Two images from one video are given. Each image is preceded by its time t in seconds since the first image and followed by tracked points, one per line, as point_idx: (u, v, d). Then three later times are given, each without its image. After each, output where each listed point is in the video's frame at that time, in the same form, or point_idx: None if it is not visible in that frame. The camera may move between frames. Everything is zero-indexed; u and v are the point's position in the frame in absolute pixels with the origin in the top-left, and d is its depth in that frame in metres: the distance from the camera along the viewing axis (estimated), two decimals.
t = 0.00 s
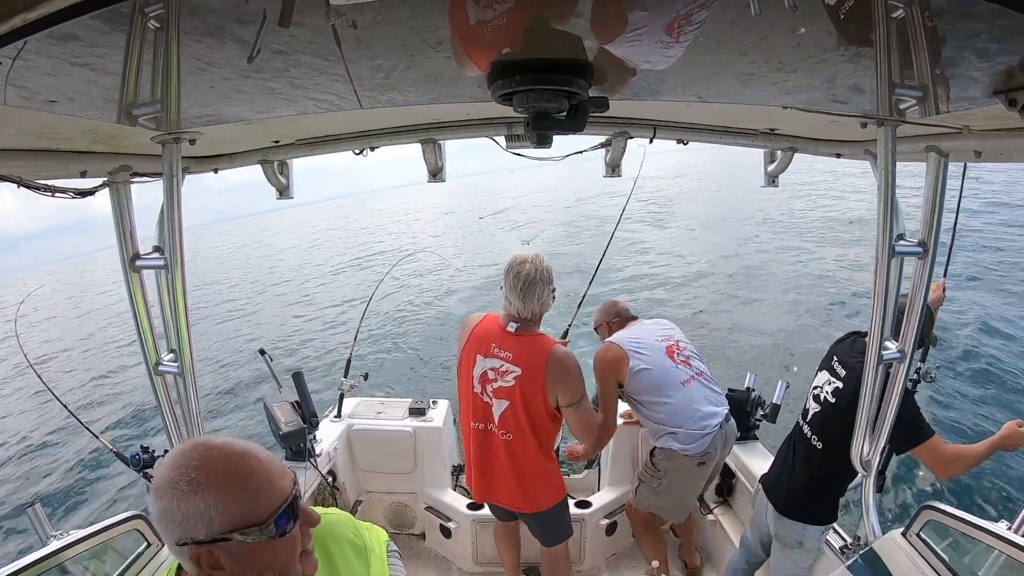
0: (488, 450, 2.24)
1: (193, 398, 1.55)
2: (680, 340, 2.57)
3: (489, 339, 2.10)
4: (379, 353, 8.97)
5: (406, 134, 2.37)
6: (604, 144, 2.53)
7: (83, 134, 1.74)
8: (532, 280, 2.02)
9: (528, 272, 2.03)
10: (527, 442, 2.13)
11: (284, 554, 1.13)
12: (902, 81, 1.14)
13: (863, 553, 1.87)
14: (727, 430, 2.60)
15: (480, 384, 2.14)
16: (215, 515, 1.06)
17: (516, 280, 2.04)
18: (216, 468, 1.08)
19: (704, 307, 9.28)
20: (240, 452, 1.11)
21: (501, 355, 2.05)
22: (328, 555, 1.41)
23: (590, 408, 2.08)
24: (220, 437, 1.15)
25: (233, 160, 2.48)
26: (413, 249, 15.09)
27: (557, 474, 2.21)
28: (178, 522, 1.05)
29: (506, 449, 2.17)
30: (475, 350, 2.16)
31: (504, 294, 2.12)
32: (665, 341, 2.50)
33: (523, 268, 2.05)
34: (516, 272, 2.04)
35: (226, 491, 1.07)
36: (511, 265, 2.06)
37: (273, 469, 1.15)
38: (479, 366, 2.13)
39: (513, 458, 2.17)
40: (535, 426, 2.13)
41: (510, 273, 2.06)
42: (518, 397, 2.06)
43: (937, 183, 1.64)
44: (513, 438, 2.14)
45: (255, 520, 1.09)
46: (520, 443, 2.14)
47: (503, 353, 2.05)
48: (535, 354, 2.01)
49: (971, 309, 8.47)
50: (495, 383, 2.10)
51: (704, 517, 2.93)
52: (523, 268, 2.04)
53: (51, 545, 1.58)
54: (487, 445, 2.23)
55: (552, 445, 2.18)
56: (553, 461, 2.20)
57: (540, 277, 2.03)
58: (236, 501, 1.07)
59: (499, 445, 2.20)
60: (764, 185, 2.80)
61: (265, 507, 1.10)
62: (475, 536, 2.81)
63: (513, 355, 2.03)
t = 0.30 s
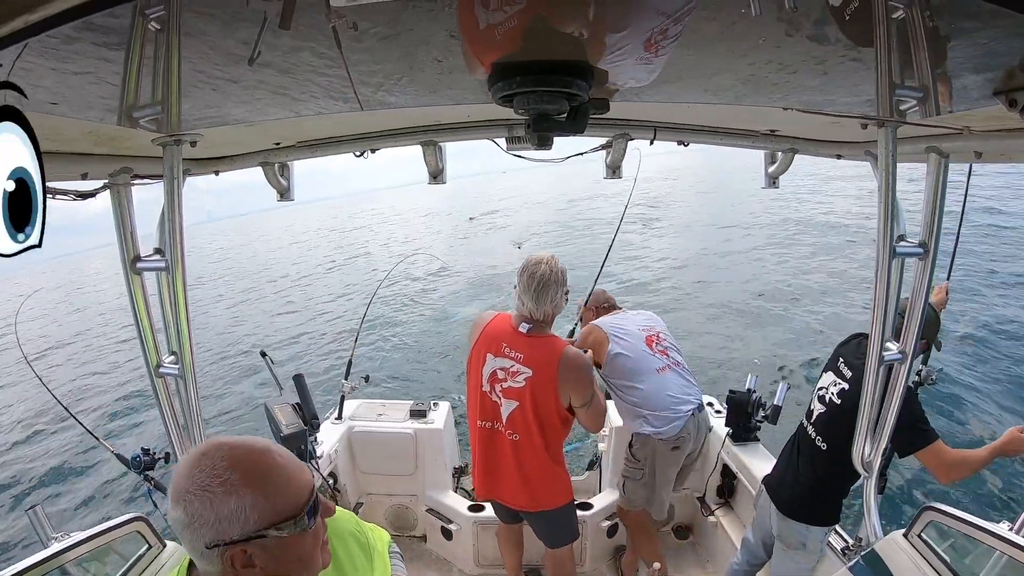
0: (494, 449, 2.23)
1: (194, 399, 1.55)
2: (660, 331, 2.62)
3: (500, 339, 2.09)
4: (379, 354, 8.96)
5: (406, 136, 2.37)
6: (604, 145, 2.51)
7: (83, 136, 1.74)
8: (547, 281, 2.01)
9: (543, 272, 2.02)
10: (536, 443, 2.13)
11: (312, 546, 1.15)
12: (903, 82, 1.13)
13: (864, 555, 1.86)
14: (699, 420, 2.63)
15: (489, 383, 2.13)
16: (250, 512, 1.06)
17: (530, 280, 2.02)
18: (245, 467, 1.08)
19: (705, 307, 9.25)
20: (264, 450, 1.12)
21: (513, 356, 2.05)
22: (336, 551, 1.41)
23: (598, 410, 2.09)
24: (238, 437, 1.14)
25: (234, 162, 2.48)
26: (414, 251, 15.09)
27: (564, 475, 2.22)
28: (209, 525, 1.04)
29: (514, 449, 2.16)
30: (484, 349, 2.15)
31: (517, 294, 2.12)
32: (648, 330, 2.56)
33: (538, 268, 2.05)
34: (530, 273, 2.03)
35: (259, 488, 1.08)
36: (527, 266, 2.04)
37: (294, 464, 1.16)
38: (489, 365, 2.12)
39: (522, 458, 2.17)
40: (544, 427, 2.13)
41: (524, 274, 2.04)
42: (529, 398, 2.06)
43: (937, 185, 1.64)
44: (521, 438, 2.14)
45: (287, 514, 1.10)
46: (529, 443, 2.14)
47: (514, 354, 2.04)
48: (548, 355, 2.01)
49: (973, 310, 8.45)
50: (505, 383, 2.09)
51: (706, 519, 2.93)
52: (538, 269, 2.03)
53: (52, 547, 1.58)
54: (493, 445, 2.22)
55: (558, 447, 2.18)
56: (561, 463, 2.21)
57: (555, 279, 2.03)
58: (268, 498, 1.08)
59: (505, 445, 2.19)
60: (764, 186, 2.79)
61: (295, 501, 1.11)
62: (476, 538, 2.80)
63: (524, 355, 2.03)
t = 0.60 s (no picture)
0: (507, 447, 2.22)
1: (194, 401, 1.55)
2: (651, 329, 2.60)
3: (510, 336, 2.08)
4: (379, 355, 8.96)
5: (405, 137, 2.37)
6: (603, 146, 2.50)
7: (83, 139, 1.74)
8: (554, 278, 2.03)
9: (551, 268, 2.04)
10: (550, 440, 2.12)
11: (310, 541, 1.16)
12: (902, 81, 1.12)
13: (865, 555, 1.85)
14: (674, 422, 2.61)
15: (500, 380, 2.12)
16: (250, 511, 1.06)
17: (538, 277, 2.04)
18: (241, 466, 1.08)
19: (704, 305, 9.23)
20: (259, 447, 1.12)
21: (524, 351, 2.03)
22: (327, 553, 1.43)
23: (611, 401, 2.09)
24: (233, 436, 1.14)
25: (233, 164, 2.47)
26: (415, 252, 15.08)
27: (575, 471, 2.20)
28: (211, 526, 1.04)
29: (526, 447, 2.15)
30: (494, 346, 2.13)
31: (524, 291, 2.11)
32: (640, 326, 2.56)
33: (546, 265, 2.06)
34: (538, 268, 2.05)
35: (257, 487, 1.08)
36: (535, 264, 2.05)
37: (288, 460, 1.17)
38: (500, 362, 2.11)
39: (533, 457, 2.15)
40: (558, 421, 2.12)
41: (532, 270, 2.06)
42: (542, 393, 2.04)
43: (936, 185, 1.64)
44: (534, 436, 2.13)
45: (285, 511, 1.10)
46: (542, 440, 2.12)
47: (526, 349, 2.03)
48: (559, 348, 2.00)
49: (973, 309, 8.45)
50: (516, 380, 2.07)
51: (706, 520, 2.93)
52: (546, 265, 2.05)
53: (51, 550, 1.58)
54: (504, 442, 2.21)
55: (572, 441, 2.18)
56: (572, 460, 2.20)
57: (563, 275, 2.04)
58: (267, 495, 1.08)
59: (518, 442, 2.18)
60: (763, 186, 2.78)
61: (292, 498, 1.12)
62: (477, 540, 2.80)
63: (535, 350, 2.02)
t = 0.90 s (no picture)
0: (518, 452, 2.20)
1: (194, 402, 1.56)
2: (638, 334, 2.57)
3: (518, 338, 2.08)
4: (378, 355, 8.96)
5: (404, 137, 2.37)
6: (602, 146, 2.49)
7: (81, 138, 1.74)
8: (545, 275, 2.04)
9: (544, 267, 2.06)
10: (562, 441, 2.10)
11: (291, 544, 1.15)
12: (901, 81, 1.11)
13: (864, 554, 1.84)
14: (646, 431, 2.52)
15: (509, 384, 2.11)
16: (228, 515, 1.06)
17: (538, 276, 2.06)
18: (216, 469, 1.07)
19: (702, 304, 9.24)
20: (235, 450, 1.11)
21: (532, 351, 2.03)
22: (319, 554, 1.44)
23: (622, 400, 2.06)
24: (215, 440, 1.13)
25: (233, 164, 2.47)
26: (414, 252, 15.08)
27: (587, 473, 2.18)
28: (186, 529, 1.04)
29: (539, 451, 2.12)
30: (502, 349, 2.13)
31: (528, 292, 2.12)
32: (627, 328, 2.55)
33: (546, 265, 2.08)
34: (539, 268, 2.06)
35: (233, 490, 1.07)
36: (535, 264, 2.07)
37: (269, 462, 1.15)
38: (508, 365, 2.10)
39: (546, 460, 2.13)
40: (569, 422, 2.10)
41: (534, 270, 2.08)
42: (553, 394, 2.03)
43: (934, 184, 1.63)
44: (546, 439, 2.10)
45: (264, 515, 1.09)
46: (554, 443, 2.10)
47: (534, 349, 2.03)
48: (569, 347, 1.99)
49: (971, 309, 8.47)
50: (526, 382, 2.06)
51: (705, 519, 2.93)
52: (544, 265, 2.07)
53: (50, 551, 1.57)
54: (516, 447, 2.19)
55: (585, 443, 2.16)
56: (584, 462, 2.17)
57: (557, 270, 2.05)
58: (243, 498, 1.07)
59: (530, 446, 2.16)
60: (762, 186, 2.78)
61: (270, 500, 1.11)
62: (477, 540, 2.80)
63: (544, 350, 2.01)
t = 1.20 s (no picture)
0: (520, 454, 2.18)
1: (192, 400, 1.56)
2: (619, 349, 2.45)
3: (514, 338, 2.06)
4: (377, 353, 8.96)
5: (403, 136, 2.37)
6: (602, 146, 2.47)
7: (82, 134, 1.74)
8: (538, 275, 2.06)
9: (538, 268, 2.07)
10: (561, 442, 2.07)
11: (295, 548, 1.14)
12: (901, 84, 1.11)
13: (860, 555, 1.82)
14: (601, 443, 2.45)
15: (507, 384, 2.09)
16: (230, 518, 1.05)
17: (534, 277, 2.06)
18: (220, 471, 1.07)
19: (701, 304, 9.23)
20: (238, 452, 1.11)
21: (528, 350, 2.00)
22: (321, 554, 1.44)
23: (620, 402, 1.99)
24: (217, 441, 1.13)
25: (233, 162, 2.47)
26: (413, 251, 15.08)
27: (589, 474, 2.15)
28: (189, 531, 1.03)
29: (538, 451, 2.10)
30: (500, 350, 2.11)
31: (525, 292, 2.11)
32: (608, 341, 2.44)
33: (542, 267, 2.07)
34: (536, 269, 2.07)
35: (236, 492, 1.07)
36: (527, 267, 2.08)
37: (273, 465, 1.15)
38: (506, 366, 2.08)
39: (545, 461, 2.10)
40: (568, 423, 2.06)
41: (531, 271, 2.08)
42: (550, 394, 2.00)
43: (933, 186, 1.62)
44: (544, 440, 2.08)
45: (267, 516, 1.09)
46: (552, 443, 2.07)
47: (530, 348, 2.00)
48: (564, 346, 1.95)
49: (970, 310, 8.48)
50: (523, 382, 2.04)
51: (703, 520, 2.93)
52: (541, 266, 2.07)
53: (49, 548, 1.58)
54: (516, 448, 2.17)
55: (585, 444, 2.11)
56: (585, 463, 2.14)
57: (544, 271, 2.06)
58: (246, 500, 1.07)
59: (531, 447, 2.14)
60: (762, 186, 2.69)
61: (274, 502, 1.11)
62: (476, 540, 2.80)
63: (539, 349, 1.98)
